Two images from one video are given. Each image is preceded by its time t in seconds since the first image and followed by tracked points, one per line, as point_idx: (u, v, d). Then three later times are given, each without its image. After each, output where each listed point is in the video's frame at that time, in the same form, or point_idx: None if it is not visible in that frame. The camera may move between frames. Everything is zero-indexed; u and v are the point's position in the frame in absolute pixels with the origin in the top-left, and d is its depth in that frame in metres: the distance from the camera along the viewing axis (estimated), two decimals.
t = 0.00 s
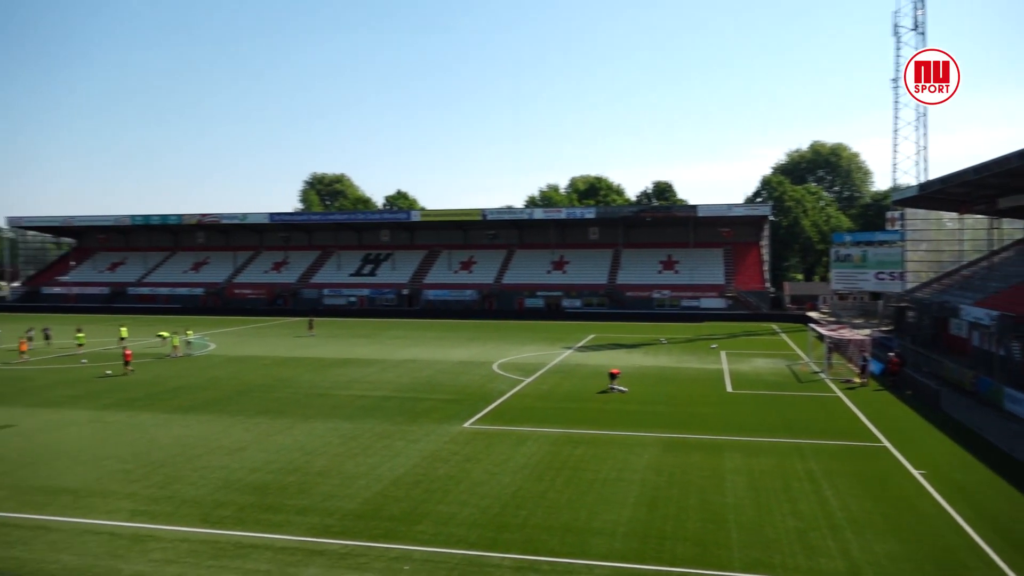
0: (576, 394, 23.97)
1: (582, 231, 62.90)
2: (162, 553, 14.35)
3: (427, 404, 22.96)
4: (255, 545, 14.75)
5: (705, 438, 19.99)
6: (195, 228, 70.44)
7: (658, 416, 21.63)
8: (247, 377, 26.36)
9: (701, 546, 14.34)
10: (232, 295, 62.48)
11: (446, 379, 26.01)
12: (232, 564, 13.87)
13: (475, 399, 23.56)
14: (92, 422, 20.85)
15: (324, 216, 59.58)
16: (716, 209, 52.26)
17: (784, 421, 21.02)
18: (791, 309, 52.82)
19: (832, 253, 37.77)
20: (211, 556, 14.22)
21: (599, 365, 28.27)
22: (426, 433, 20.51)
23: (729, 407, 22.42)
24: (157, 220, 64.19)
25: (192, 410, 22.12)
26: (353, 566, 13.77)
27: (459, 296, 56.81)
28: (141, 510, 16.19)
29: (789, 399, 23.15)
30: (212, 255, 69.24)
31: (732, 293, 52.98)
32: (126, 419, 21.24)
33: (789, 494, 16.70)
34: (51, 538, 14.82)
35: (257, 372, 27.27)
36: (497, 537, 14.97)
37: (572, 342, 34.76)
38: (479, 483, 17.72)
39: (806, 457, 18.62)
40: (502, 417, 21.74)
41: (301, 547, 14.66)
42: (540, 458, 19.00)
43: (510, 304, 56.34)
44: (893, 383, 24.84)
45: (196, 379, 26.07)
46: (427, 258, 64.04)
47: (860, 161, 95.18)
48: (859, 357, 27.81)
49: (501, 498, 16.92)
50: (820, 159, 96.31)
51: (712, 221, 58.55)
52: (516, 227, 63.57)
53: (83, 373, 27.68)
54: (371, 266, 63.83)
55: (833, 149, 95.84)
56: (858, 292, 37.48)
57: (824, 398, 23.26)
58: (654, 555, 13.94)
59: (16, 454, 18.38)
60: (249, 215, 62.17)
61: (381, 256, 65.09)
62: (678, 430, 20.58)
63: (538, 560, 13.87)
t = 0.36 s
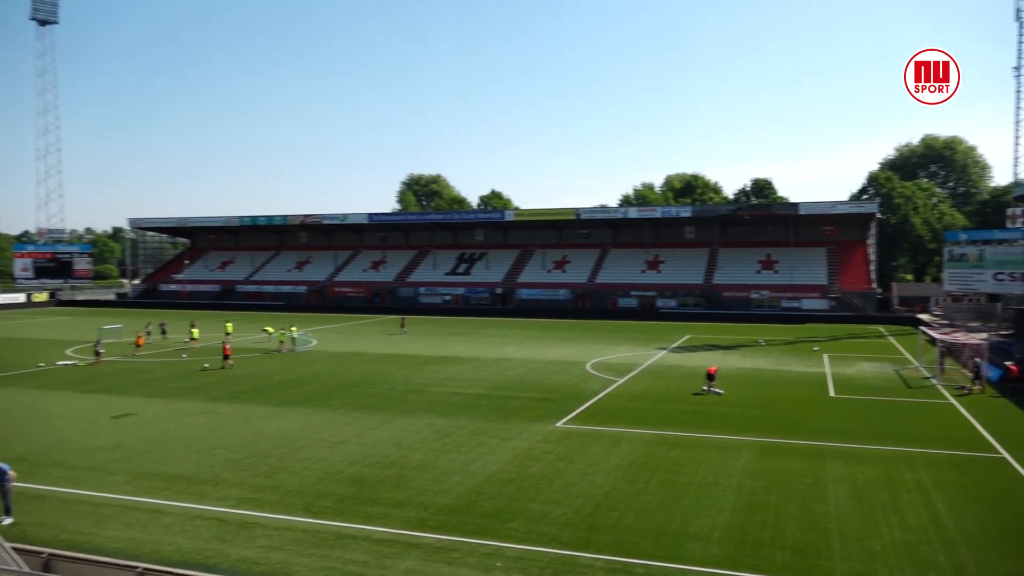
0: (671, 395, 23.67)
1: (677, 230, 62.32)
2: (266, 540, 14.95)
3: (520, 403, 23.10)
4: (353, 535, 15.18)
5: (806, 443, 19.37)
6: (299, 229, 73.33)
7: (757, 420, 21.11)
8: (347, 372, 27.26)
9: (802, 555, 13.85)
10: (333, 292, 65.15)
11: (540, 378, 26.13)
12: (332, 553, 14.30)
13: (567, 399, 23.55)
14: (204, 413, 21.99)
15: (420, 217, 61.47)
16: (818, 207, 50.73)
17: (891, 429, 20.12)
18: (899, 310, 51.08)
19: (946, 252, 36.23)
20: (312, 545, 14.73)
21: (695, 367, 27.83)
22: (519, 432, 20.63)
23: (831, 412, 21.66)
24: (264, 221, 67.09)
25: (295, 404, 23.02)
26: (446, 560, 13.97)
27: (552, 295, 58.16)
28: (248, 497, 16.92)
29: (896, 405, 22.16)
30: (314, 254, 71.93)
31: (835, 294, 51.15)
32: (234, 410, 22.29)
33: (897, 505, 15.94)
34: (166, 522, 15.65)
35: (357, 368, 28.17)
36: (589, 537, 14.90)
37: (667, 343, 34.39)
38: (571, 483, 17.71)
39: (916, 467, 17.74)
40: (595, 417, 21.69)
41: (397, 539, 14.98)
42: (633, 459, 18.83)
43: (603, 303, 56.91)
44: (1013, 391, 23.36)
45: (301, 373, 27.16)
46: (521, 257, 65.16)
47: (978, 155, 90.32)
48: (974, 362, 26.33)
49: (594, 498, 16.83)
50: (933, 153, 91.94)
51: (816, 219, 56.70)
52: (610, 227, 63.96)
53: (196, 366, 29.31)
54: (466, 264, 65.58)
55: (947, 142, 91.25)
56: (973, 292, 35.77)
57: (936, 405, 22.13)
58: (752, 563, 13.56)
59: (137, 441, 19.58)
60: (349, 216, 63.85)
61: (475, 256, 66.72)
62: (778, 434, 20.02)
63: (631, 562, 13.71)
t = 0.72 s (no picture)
0: (755, 398, 23.23)
1: (762, 229, 61.39)
2: (350, 532, 15.30)
3: (599, 403, 23.04)
4: (434, 531, 15.38)
5: (899, 451, 18.64)
6: (383, 229, 75.89)
7: (846, 425, 20.46)
8: (428, 370, 27.77)
9: (894, 567, 13.27)
10: (414, 291, 66.69)
11: (619, 378, 26.03)
12: (413, 547, 14.54)
13: (647, 399, 23.37)
14: (292, 407, 22.75)
15: (500, 216, 62.55)
16: (913, 204, 48.80)
17: (993, 437, 19.16)
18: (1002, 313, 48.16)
19: None
20: (394, 538, 15.00)
21: (780, 369, 27.27)
22: (598, 432, 20.56)
23: (926, 418, 20.81)
24: (349, 222, 69.13)
25: (378, 400, 23.55)
26: (526, 558, 14.00)
27: (632, 295, 57.56)
28: (332, 490, 17.37)
29: (997, 412, 21.11)
30: (397, 254, 74.52)
31: (931, 295, 48.94)
32: (320, 405, 22.98)
33: (998, 517, 15.12)
34: (256, 511, 16.22)
35: (438, 365, 28.69)
36: (670, 541, 14.68)
37: (751, 344, 33.84)
38: (651, 485, 17.51)
39: (1019, 478, 16.82)
40: (675, 419, 21.44)
41: (476, 536, 15.11)
42: (715, 463, 18.51)
43: (685, 303, 55.92)
44: None
45: (383, 370, 27.84)
46: (601, 257, 65.58)
47: None
48: None
49: (674, 501, 16.58)
50: None
51: (911, 217, 54.91)
52: (691, 226, 63.41)
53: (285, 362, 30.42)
54: (546, 263, 66.42)
55: None
56: None
57: None
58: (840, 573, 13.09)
59: (229, 433, 20.39)
60: (431, 217, 65.50)
61: (555, 255, 67.50)
62: (868, 441, 19.35)
63: (712, 568, 13.45)
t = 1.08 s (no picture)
0: (832, 402, 22.68)
1: (840, 228, 59.71)
2: (420, 528, 15.48)
3: (670, 404, 22.83)
4: (502, 529, 15.42)
5: (985, 459, 17.87)
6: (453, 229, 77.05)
7: (928, 432, 19.75)
8: (497, 369, 28.04)
9: None
10: (484, 290, 67.78)
11: (690, 380, 25.78)
12: (482, 546, 14.61)
13: (719, 402, 23.06)
14: (364, 404, 23.24)
15: (570, 215, 63.10)
16: (1002, 201, 46.72)
17: None
18: None
19: None
20: (463, 535, 15.13)
21: (859, 372, 26.58)
22: (669, 434, 20.35)
23: (1015, 426, 19.90)
24: (420, 222, 70.32)
25: (448, 398, 23.87)
26: (594, 559, 13.91)
27: (704, 295, 57.05)
28: (403, 486, 17.62)
29: None
30: (466, 253, 75.67)
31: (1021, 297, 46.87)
32: (391, 402, 23.41)
33: None
34: (330, 505, 16.57)
35: (506, 365, 28.96)
36: (742, 546, 14.36)
37: (828, 346, 33.14)
38: (723, 488, 17.18)
39: None
40: (748, 422, 21.08)
41: (545, 535, 15.10)
42: (789, 468, 18.08)
43: (759, 304, 55.16)
44: None
45: (453, 369, 28.25)
46: (672, 256, 65.01)
47: None
48: None
49: (747, 505, 16.23)
50: None
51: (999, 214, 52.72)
52: (765, 224, 62.28)
53: (357, 359, 31.17)
54: (615, 263, 66.24)
55: None
56: None
57: None
58: None
59: (304, 428, 20.94)
60: (500, 217, 66.28)
61: (624, 254, 67.23)
62: (953, 448, 18.60)
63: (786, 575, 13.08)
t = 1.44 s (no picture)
0: (904, 408, 22.09)
1: (913, 227, 58.25)
2: (480, 527, 15.52)
3: (733, 407, 22.64)
4: (562, 530, 15.37)
5: None
6: (514, 229, 77.46)
7: (1008, 440, 18.95)
8: (557, 370, 28.16)
9: None
10: (544, 291, 68.40)
11: (755, 383, 25.56)
12: (542, 545, 14.60)
13: (784, 405, 22.76)
14: (426, 403, 23.54)
15: (630, 215, 63.06)
16: None
17: None
18: None
19: None
20: (522, 535, 15.12)
21: (934, 377, 25.89)
22: (732, 437, 20.10)
23: None
24: (480, 223, 71.00)
25: (508, 398, 24.02)
26: (655, 563, 13.73)
27: (768, 296, 56.54)
28: (464, 485, 17.72)
29: None
30: (527, 254, 76.12)
31: None
32: (452, 400, 23.76)
33: None
34: (392, 502, 16.77)
35: (567, 366, 29.09)
36: (807, 553, 13.95)
37: (900, 350, 32.43)
38: (788, 494, 16.73)
39: None
40: (814, 427, 20.65)
41: (604, 537, 14.98)
42: (857, 474, 17.60)
43: (826, 304, 54.80)
44: None
45: (514, 369, 28.49)
46: (736, 256, 64.31)
47: None
48: None
49: (813, 511, 15.77)
50: None
51: None
52: (833, 223, 60.95)
53: (419, 358, 31.69)
54: (677, 263, 65.81)
55: None
56: None
57: None
58: None
59: (367, 425, 21.30)
60: (561, 217, 66.64)
61: (686, 254, 66.69)
62: None
63: None
